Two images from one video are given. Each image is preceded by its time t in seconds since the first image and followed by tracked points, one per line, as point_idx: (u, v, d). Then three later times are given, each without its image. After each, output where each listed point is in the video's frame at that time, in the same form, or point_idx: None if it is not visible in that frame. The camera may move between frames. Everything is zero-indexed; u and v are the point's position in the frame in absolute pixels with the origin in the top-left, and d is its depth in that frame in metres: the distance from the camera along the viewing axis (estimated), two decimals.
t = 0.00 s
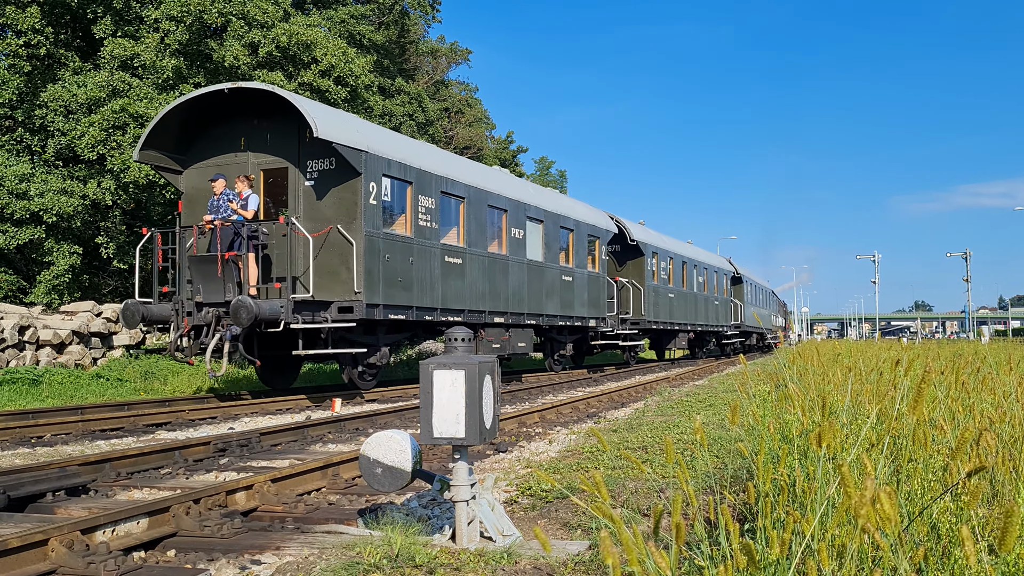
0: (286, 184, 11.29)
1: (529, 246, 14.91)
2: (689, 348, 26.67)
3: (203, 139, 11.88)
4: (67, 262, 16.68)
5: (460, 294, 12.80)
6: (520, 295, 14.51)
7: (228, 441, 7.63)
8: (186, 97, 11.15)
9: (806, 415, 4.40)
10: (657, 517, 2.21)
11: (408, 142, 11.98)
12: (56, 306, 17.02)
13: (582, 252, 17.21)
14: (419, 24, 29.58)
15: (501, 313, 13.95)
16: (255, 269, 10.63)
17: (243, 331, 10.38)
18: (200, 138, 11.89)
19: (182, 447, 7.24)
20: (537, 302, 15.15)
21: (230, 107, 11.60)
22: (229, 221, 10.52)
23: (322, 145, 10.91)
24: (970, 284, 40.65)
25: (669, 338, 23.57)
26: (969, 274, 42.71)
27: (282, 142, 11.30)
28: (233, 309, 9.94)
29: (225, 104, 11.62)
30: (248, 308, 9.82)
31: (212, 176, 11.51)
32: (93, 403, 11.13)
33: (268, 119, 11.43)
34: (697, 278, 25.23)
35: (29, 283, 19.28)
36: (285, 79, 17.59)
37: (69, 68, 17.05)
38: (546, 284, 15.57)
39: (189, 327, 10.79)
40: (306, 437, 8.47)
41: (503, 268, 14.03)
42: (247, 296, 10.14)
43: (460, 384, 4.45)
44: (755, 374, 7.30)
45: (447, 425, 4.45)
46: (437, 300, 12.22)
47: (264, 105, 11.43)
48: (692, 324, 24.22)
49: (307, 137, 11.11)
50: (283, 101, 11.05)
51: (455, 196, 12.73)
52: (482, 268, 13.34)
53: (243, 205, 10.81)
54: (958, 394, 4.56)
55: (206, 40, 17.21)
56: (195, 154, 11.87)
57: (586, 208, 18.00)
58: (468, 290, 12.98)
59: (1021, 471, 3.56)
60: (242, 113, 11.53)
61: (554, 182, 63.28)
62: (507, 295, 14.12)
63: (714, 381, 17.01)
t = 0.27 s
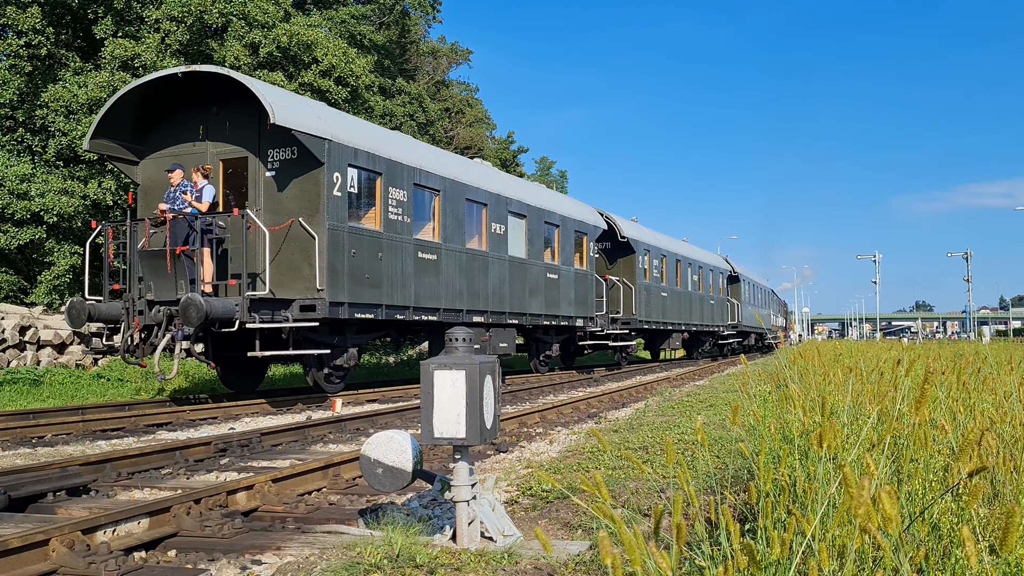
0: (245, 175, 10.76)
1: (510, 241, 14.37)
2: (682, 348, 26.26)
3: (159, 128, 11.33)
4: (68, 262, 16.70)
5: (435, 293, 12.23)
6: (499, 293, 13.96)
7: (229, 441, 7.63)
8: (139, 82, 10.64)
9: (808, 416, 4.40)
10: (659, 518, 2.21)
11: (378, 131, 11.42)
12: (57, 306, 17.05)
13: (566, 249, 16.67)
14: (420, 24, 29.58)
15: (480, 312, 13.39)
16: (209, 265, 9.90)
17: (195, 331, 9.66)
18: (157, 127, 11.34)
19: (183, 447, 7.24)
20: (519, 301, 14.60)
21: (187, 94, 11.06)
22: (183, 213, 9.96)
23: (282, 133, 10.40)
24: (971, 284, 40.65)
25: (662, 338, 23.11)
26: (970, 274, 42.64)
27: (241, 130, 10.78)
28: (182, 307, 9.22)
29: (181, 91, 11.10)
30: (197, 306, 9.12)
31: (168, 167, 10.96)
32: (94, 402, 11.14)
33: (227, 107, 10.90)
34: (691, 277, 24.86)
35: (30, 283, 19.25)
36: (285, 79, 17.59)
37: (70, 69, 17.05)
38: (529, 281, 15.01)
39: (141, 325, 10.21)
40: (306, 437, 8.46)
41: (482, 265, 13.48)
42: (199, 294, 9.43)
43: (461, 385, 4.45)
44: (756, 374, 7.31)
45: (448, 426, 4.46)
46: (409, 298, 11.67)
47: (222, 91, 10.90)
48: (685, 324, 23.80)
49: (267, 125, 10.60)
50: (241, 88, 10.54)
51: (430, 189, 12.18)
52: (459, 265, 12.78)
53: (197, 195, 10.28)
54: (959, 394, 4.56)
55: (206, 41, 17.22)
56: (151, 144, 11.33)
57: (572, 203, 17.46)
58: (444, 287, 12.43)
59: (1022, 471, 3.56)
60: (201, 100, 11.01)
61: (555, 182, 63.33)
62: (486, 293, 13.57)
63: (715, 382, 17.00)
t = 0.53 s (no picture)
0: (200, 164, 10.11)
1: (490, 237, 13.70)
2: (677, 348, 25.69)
3: (112, 114, 10.70)
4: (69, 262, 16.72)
5: (407, 290, 11.61)
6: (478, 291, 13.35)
7: (229, 441, 7.62)
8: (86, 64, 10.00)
9: (808, 416, 4.40)
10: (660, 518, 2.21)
11: (345, 119, 10.75)
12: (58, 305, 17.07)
13: (550, 246, 15.98)
14: (420, 24, 29.60)
15: (457, 311, 12.78)
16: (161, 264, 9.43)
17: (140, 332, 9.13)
18: (109, 113, 10.71)
19: (183, 447, 7.24)
20: (500, 299, 13.97)
21: (140, 77, 10.41)
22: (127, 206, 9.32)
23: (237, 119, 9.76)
24: (971, 284, 40.65)
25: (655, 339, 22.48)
26: (971, 273, 42.61)
27: (196, 117, 10.14)
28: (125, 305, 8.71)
29: (134, 75, 10.45)
30: (140, 303, 8.60)
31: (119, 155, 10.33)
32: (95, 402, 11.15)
33: (181, 91, 10.24)
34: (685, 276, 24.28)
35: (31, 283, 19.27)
36: (285, 79, 17.59)
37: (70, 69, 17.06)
38: (511, 279, 14.38)
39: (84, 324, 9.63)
40: (307, 438, 8.46)
41: (460, 261, 12.85)
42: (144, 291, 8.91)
43: (461, 385, 4.45)
44: (756, 374, 7.30)
45: (449, 426, 4.45)
46: (378, 296, 11.06)
47: (177, 76, 10.24)
48: (680, 324, 23.25)
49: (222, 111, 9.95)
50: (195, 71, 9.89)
51: (402, 181, 11.51)
52: (433, 262, 12.14)
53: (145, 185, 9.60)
54: (960, 395, 4.55)
55: (207, 41, 17.24)
56: (103, 132, 10.70)
57: (558, 198, 16.80)
58: (418, 285, 11.81)
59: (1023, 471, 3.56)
60: (154, 84, 10.36)
61: (555, 182, 63.37)
62: (463, 291, 12.96)
63: (715, 382, 16.96)
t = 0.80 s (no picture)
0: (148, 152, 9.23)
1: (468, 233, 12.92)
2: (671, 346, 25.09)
3: (57, 100, 9.85)
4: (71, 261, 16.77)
5: (377, 288, 10.83)
6: (456, 289, 12.56)
7: (230, 441, 7.62)
8: (24, 44, 9.14)
9: (810, 415, 4.40)
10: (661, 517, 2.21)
11: (306, 103, 9.96)
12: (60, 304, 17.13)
13: (536, 243, 15.14)
14: (421, 24, 29.64)
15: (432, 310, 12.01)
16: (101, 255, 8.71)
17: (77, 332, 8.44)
18: (54, 99, 9.85)
19: (183, 447, 7.24)
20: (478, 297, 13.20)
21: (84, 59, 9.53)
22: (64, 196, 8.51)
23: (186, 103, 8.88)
24: (973, 284, 40.58)
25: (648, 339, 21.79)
26: (971, 273, 42.53)
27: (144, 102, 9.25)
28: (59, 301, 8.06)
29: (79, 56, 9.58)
30: (72, 300, 7.94)
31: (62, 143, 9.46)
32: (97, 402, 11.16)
33: (129, 74, 9.35)
34: (679, 274, 23.51)
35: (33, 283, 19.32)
36: (286, 79, 17.60)
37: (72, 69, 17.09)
38: (492, 276, 13.60)
39: (20, 323, 8.91)
40: (307, 437, 8.46)
41: (436, 257, 12.05)
42: (80, 287, 8.24)
43: (461, 384, 4.45)
44: (757, 373, 7.30)
45: (449, 425, 4.45)
46: (344, 294, 10.25)
47: (122, 57, 9.35)
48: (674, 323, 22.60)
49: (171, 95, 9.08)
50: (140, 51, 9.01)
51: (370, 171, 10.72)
52: (405, 258, 11.36)
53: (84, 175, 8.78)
54: (961, 394, 4.55)
55: (208, 41, 17.25)
56: (50, 119, 9.86)
57: (543, 192, 16.01)
58: (388, 282, 11.01)
59: None
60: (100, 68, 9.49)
61: (556, 182, 63.44)
62: (439, 289, 12.16)
63: (716, 382, 16.93)
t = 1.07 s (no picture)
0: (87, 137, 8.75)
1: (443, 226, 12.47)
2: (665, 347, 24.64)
3: None
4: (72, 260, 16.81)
5: (341, 283, 10.42)
6: (429, 285, 12.13)
7: (231, 440, 7.62)
8: None
9: (811, 414, 4.40)
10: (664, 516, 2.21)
11: (263, 87, 9.55)
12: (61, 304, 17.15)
13: (517, 237, 14.70)
14: (421, 24, 29.66)
15: (402, 308, 11.59)
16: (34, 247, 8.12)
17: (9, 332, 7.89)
18: None
19: (184, 446, 7.24)
20: (453, 295, 12.77)
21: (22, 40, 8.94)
22: None
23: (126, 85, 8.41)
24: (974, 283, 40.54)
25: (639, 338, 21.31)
26: (972, 273, 42.52)
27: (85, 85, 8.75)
28: None
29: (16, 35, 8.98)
30: None
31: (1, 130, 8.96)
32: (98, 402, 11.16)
33: (68, 55, 8.82)
34: (672, 272, 23.01)
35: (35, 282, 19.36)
36: (287, 79, 17.59)
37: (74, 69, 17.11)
38: (469, 273, 13.17)
39: None
40: (308, 436, 8.46)
41: (407, 252, 11.62)
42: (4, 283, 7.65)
43: (462, 383, 4.45)
44: (759, 372, 7.31)
45: (450, 424, 4.45)
46: (302, 291, 9.84)
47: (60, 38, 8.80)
48: (666, 323, 22.16)
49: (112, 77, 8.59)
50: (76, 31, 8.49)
51: (335, 160, 10.30)
52: (372, 252, 10.94)
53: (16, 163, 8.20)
54: (962, 393, 4.54)
55: (209, 40, 17.26)
56: None
57: (528, 186, 15.53)
58: (352, 278, 10.59)
59: None
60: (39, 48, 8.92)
61: (557, 182, 63.45)
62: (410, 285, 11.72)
63: (716, 381, 16.92)
